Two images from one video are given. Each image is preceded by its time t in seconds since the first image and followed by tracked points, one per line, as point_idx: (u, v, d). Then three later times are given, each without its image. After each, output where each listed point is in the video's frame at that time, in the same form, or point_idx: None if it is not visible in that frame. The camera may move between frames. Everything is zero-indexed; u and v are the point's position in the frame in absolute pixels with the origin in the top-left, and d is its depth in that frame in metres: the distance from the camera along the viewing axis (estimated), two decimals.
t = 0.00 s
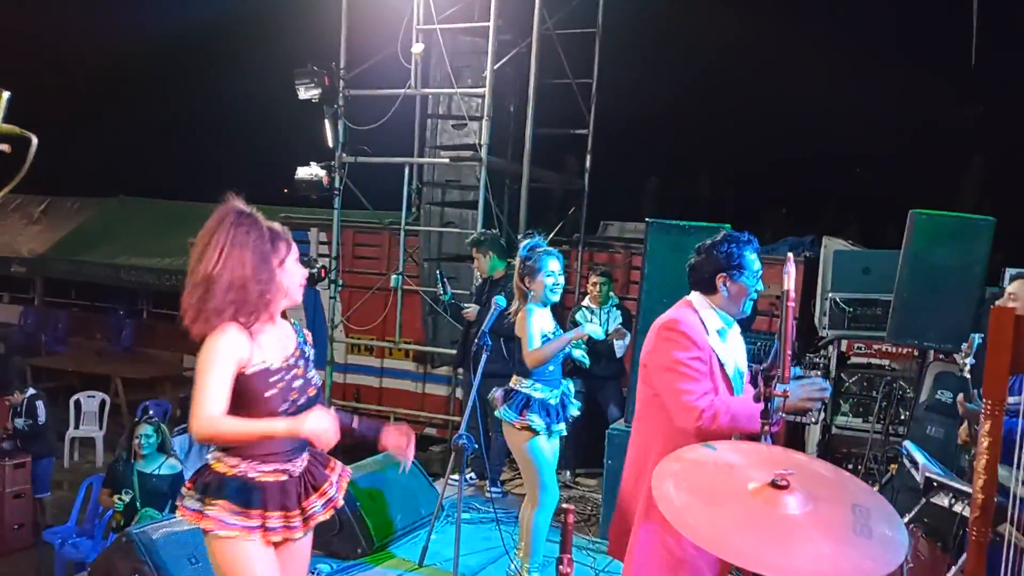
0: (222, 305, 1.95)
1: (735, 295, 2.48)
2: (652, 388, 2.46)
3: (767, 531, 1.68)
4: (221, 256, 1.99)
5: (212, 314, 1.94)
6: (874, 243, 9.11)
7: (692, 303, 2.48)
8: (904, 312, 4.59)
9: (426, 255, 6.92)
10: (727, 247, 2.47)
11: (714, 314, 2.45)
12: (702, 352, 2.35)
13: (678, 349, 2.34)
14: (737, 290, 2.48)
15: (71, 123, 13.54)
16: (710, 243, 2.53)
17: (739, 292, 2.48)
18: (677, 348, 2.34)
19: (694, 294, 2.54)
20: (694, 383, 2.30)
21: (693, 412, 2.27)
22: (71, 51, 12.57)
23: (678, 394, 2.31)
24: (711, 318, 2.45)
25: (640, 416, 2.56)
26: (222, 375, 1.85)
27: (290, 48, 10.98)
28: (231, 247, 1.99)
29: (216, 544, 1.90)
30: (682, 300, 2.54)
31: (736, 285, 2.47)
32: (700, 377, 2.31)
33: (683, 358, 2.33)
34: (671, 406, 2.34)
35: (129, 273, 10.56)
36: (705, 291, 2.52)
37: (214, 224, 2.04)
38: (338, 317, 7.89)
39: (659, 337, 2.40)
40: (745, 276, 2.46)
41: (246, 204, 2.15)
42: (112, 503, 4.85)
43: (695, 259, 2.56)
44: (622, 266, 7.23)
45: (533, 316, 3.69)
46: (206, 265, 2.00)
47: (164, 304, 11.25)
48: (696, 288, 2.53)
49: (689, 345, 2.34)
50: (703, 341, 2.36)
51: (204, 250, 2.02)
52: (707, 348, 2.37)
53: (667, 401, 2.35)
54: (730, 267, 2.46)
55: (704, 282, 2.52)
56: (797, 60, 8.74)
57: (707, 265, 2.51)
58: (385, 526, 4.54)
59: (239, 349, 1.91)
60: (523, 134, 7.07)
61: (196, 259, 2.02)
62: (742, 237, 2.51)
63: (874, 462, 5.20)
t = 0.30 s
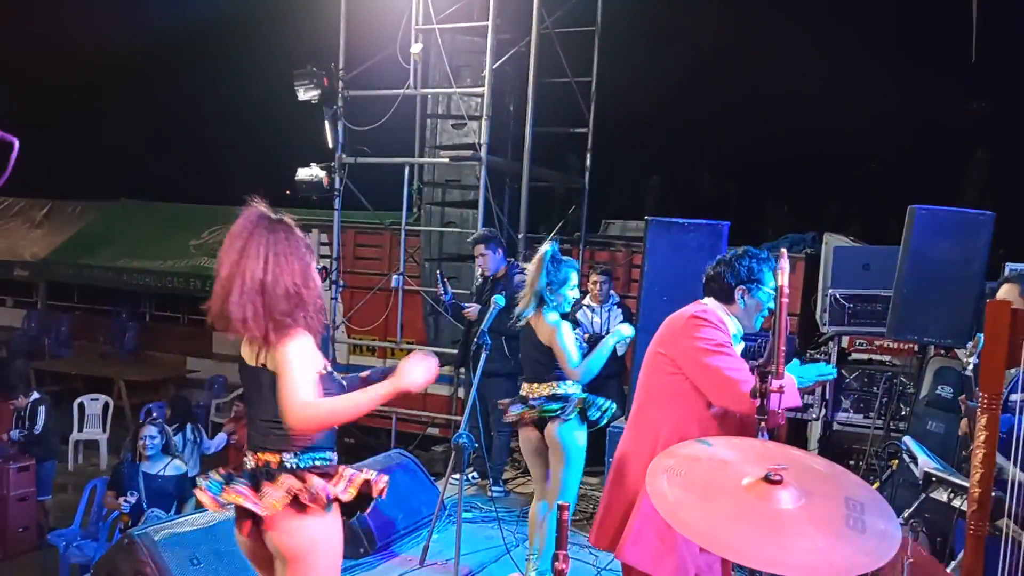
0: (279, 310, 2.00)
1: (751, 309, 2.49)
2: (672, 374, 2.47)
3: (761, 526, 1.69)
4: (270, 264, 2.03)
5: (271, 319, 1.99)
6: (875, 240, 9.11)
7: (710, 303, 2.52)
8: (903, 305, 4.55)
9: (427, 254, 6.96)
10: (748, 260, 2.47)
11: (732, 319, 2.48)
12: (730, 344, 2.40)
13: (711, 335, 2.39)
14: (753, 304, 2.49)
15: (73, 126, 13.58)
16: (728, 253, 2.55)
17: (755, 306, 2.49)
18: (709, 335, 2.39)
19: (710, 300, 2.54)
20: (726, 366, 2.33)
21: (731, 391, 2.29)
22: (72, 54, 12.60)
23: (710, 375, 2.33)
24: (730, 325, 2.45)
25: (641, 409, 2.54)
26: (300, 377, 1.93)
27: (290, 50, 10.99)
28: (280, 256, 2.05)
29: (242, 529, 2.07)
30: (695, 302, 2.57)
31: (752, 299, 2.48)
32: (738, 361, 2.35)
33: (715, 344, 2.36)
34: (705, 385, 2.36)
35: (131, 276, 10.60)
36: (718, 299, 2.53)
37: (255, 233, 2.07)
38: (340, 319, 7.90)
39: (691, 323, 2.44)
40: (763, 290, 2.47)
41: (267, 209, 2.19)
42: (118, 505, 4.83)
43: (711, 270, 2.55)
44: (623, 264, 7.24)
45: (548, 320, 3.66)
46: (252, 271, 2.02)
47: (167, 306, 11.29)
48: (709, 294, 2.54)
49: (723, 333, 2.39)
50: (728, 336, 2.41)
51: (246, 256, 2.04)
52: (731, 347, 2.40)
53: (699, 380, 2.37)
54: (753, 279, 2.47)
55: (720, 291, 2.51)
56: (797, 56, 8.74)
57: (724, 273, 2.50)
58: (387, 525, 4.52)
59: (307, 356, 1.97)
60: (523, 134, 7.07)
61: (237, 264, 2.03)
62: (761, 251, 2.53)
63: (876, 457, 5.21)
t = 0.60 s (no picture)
0: (321, 303, 2.10)
1: (752, 310, 2.49)
2: (673, 372, 2.48)
3: (763, 523, 1.71)
4: (320, 263, 2.15)
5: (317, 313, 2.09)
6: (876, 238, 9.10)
7: (711, 304, 2.52)
8: (902, 304, 4.56)
9: (428, 255, 6.97)
10: (750, 262, 2.48)
11: (734, 320, 2.49)
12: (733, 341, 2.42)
13: (712, 332, 2.40)
14: (754, 306, 2.49)
15: (75, 130, 13.63)
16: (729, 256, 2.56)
17: (756, 308, 2.49)
18: (712, 332, 2.40)
19: (713, 300, 2.55)
20: (727, 363, 2.34)
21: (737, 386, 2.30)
22: (74, 57, 12.68)
23: (712, 371, 2.34)
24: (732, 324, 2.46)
25: (640, 410, 2.54)
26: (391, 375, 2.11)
27: (290, 52, 11.02)
28: (322, 253, 2.16)
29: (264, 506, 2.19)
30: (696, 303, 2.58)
31: (754, 301, 2.48)
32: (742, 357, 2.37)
33: (719, 341, 2.38)
34: (708, 380, 2.37)
35: (133, 279, 10.63)
36: (719, 302, 2.53)
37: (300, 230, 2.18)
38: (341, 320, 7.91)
39: (692, 320, 2.45)
40: (765, 292, 2.47)
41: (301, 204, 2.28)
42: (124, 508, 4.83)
43: (713, 273, 2.56)
44: (623, 264, 7.24)
45: (588, 321, 3.67)
46: (299, 268, 2.14)
47: (168, 310, 11.30)
48: (710, 296, 2.55)
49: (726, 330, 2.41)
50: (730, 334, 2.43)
51: (294, 254, 2.15)
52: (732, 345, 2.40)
53: (702, 377, 2.38)
54: (759, 281, 2.47)
55: (722, 292, 2.52)
56: (796, 54, 8.77)
57: (726, 274, 2.50)
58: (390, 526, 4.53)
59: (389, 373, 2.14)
60: (523, 135, 7.07)
61: (284, 263, 2.15)
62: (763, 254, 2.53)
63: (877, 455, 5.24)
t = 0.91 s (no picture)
0: (401, 323, 2.45)
1: (746, 302, 2.48)
2: (666, 376, 2.49)
3: (760, 528, 1.69)
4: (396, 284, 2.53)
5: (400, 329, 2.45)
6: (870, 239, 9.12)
7: (705, 302, 2.51)
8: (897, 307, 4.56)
9: (422, 257, 6.92)
10: (742, 255, 2.47)
11: (728, 317, 2.48)
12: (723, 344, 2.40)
13: (702, 336, 2.39)
14: (750, 298, 2.47)
15: (69, 131, 13.57)
16: (721, 248, 2.53)
17: (752, 301, 2.47)
18: (701, 338, 2.39)
19: (707, 297, 2.54)
20: (715, 370, 2.33)
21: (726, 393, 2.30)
22: (68, 58, 12.62)
23: (701, 379, 2.34)
24: (725, 323, 2.45)
25: (641, 412, 2.56)
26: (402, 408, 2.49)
27: (284, 52, 10.99)
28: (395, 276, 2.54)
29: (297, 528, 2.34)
30: (690, 300, 2.57)
31: (749, 293, 2.46)
32: (729, 362, 2.36)
33: (708, 347, 2.37)
34: (696, 388, 2.37)
35: (126, 281, 10.59)
36: (713, 298, 2.52)
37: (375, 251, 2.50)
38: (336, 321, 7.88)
39: (683, 323, 2.44)
40: (760, 285, 2.45)
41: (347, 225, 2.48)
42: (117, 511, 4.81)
43: (706, 269, 2.53)
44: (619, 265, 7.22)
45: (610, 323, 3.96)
46: (381, 287, 2.46)
47: (162, 311, 11.26)
48: (704, 291, 2.54)
49: (715, 334, 2.40)
50: (722, 335, 2.42)
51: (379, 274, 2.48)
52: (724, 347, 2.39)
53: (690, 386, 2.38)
54: (754, 272, 2.45)
55: (715, 288, 2.50)
56: (792, 55, 8.80)
57: (718, 270, 2.48)
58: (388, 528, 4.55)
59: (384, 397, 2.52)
60: (517, 136, 7.05)
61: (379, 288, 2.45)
62: (754, 245, 2.50)
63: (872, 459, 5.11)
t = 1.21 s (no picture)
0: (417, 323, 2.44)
1: (741, 303, 2.48)
2: (658, 379, 2.50)
3: (753, 531, 1.68)
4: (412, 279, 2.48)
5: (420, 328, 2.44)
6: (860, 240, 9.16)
7: (700, 304, 2.52)
8: (887, 308, 4.59)
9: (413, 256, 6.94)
10: (736, 255, 2.47)
11: (722, 319, 2.48)
12: (716, 348, 2.41)
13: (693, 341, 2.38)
14: (744, 299, 2.47)
15: (55, 127, 13.46)
16: (716, 249, 2.53)
17: (746, 301, 2.47)
18: (693, 342, 2.39)
19: (702, 298, 2.54)
20: (706, 376, 2.34)
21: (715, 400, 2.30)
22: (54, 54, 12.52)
23: (691, 384, 2.35)
24: (718, 326, 2.46)
25: (634, 414, 2.58)
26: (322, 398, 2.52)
27: (274, 49, 10.92)
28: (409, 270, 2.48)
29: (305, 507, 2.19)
30: (686, 301, 2.58)
31: (743, 294, 2.47)
32: (720, 367, 2.36)
33: (699, 352, 2.37)
34: (686, 393, 2.37)
35: (113, 278, 10.52)
36: (709, 299, 2.52)
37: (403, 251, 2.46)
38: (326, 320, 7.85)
39: (675, 328, 2.44)
40: (754, 286, 2.45)
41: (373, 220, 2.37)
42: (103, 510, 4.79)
43: (701, 271, 2.54)
44: (610, 265, 7.22)
45: (604, 323, 3.98)
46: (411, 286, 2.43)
47: (149, 309, 11.19)
48: (699, 292, 2.54)
49: (708, 338, 2.40)
50: (714, 339, 2.42)
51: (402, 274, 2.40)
52: (717, 351, 2.40)
53: (681, 391, 2.39)
54: (748, 275, 2.45)
55: (711, 288, 2.50)
56: (783, 56, 8.80)
57: (712, 272, 2.48)
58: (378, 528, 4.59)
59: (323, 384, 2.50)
60: (509, 135, 7.06)
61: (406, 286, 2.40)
62: (749, 246, 2.50)
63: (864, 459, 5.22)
